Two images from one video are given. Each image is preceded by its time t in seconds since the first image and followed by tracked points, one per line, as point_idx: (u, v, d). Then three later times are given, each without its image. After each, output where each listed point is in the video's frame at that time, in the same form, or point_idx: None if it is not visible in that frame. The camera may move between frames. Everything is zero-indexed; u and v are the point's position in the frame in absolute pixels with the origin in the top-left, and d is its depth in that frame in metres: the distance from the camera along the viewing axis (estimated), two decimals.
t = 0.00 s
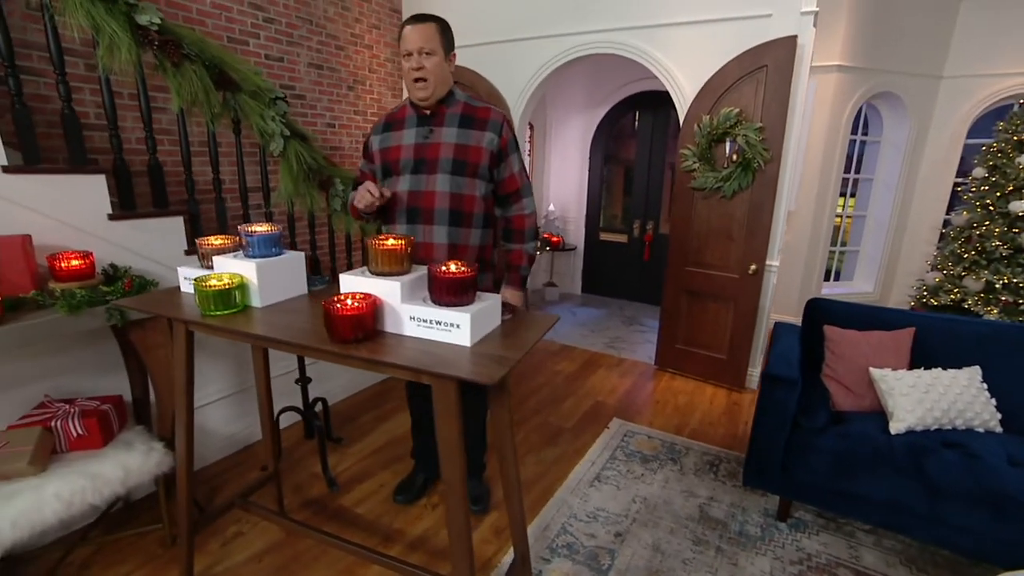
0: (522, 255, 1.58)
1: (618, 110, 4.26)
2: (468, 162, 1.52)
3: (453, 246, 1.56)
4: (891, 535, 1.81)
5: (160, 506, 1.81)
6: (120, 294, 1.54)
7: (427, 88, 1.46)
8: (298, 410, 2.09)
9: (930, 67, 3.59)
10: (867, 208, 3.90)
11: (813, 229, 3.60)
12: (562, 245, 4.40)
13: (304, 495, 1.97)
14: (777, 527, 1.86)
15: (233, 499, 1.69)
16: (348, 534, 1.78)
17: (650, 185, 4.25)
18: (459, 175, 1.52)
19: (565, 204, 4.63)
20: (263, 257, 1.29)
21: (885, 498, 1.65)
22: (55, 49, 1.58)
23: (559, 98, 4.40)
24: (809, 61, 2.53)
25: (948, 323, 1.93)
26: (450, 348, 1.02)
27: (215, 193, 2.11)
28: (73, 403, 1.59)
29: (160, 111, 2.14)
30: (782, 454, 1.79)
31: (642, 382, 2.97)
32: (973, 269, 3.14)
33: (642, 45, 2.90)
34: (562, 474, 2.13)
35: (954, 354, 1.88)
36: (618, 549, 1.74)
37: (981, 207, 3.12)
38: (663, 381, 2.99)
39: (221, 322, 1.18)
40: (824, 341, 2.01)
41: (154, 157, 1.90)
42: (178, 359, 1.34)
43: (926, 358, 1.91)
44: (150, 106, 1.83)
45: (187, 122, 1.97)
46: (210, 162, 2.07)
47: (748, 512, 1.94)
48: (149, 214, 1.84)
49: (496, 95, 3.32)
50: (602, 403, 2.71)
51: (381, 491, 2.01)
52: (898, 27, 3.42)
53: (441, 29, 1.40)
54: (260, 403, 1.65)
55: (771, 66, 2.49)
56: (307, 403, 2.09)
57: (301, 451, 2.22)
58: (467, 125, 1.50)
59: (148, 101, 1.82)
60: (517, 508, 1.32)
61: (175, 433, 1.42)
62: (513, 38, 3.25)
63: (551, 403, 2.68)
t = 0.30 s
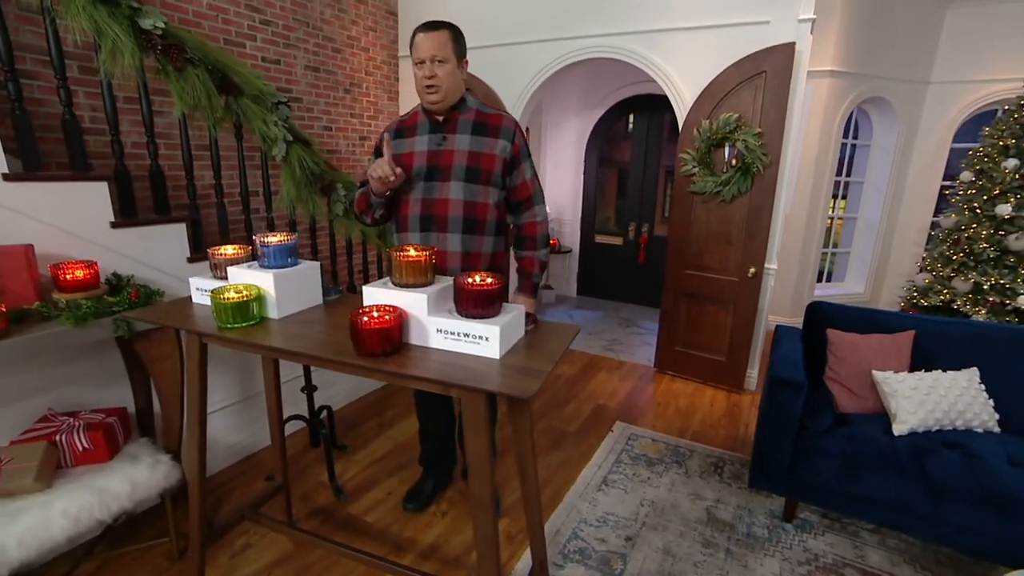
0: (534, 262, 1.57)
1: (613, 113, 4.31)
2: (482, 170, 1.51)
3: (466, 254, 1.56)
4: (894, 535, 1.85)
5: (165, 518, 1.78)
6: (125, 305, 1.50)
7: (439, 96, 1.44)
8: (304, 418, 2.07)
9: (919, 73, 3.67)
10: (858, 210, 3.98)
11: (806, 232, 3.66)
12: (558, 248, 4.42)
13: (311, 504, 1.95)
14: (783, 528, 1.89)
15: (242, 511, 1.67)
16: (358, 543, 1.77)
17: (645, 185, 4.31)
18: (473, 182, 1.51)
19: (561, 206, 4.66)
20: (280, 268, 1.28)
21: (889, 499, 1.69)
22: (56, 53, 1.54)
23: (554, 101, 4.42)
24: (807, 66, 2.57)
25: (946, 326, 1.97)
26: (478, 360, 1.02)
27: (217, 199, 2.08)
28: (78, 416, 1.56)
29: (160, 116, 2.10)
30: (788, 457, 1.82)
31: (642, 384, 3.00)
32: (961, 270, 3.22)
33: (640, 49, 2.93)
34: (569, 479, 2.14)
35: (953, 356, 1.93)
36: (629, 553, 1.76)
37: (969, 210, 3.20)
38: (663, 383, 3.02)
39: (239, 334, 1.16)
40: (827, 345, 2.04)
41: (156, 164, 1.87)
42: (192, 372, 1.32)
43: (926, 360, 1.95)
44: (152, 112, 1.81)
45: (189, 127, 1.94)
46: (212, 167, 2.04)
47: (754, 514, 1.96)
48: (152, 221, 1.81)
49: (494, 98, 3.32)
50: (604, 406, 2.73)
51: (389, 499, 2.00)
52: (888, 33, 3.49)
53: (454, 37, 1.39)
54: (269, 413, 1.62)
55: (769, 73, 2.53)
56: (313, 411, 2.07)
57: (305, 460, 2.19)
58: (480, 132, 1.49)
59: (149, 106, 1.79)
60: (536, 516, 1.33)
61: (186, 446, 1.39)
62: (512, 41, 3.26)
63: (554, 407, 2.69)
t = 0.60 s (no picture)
0: (549, 269, 1.56)
1: (609, 116, 4.34)
2: (498, 177, 1.49)
3: (482, 262, 1.55)
4: (899, 535, 1.88)
5: (172, 531, 1.74)
6: (133, 316, 1.46)
7: (456, 103, 1.44)
8: (310, 427, 2.05)
9: (909, 78, 3.74)
10: (850, 212, 4.04)
11: (801, 234, 3.72)
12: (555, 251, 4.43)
13: (320, 514, 1.93)
14: (792, 530, 1.91)
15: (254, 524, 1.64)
16: (370, 553, 1.75)
17: (641, 185, 4.37)
18: (489, 190, 1.50)
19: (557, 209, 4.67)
20: (297, 278, 1.25)
21: (897, 500, 1.72)
22: (59, 57, 1.50)
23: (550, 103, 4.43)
24: (806, 72, 2.60)
25: (947, 330, 2.02)
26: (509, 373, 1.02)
27: (219, 204, 2.04)
28: (83, 430, 1.52)
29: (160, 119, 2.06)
30: (797, 460, 1.85)
31: (643, 387, 3.02)
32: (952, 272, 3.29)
33: (640, 53, 2.95)
34: (578, 484, 2.15)
35: (953, 359, 1.97)
36: (642, 558, 1.77)
37: (959, 213, 3.27)
38: (664, 385, 3.05)
39: (258, 347, 1.14)
40: (832, 348, 2.06)
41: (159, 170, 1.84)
42: (207, 385, 1.29)
43: (927, 363, 1.99)
44: (155, 117, 1.77)
45: (192, 132, 1.90)
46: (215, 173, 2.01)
47: (763, 516, 1.99)
48: (154, 228, 1.77)
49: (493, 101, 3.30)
50: (607, 410, 2.74)
51: (398, 508, 1.98)
52: (879, 39, 3.56)
53: (470, 44, 1.39)
54: (280, 423, 1.60)
55: (769, 78, 2.56)
56: (320, 420, 2.05)
57: (311, 468, 2.16)
58: (496, 140, 1.48)
59: (153, 111, 1.75)
60: (558, 526, 1.33)
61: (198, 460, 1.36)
62: (511, 45, 3.26)
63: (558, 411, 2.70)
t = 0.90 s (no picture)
0: (564, 277, 1.59)
1: (606, 119, 4.43)
2: (516, 185, 1.50)
3: (500, 270, 1.54)
4: (905, 536, 1.91)
5: (181, 544, 1.71)
6: (144, 327, 1.43)
7: (473, 110, 1.43)
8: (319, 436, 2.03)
9: (901, 83, 3.80)
10: (845, 215, 4.10)
11: (797, 237, 3.77)
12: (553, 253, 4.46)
13: (330, 524, 1.91)
14: (801, 532, 1.93)
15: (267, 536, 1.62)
16: (383, 564, 1.74)
17: (639, 186, 4.45)
18: (507, 198, 1.50)
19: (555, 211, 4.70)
20: (316, 289, 1.23)
21: (906, 502, 1.74)
22: (65, 63, 1.47)
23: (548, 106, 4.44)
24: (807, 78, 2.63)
25: (950, 334, 2.05)
26: (540, 386, 1.02)
27: (224, 211, 2.01)
28: (92, 443, 1.49)
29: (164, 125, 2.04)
30: (806, 463, 1.87)
31: (646, 390, 3.05)
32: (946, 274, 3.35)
33: (642, 58, 2.96)
34: (587, 489, 2.15)
35: (957, 363, 2.00)
36: (656, 563, 1.78)
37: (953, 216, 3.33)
38: (666, 388, 3.08)
39: (280, 360, 1.12)
40: (838, 352, 2.09)
41: (165, 176, 1.81)
42: (224, 399, 1.26)
43: (931, 366, 2.03)
44: (161, 124, 1.75)
45: (198, 138, 1.88)
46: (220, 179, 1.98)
47: (771, 519, 2.00)
48: (160, 235, 1.73)
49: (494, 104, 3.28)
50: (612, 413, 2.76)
51: (409, 517, 1.97)
52: (873, 45, 3.62)
53: (488, 52, 1.38)
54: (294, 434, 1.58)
55: (771, 84, 2.59)
56: (329, 428, 2.03)
57: (318, 477, 2.14)
58: (513, 148, 1.49)
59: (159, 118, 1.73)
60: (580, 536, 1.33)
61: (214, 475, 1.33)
62: (512, 49, 3.26)
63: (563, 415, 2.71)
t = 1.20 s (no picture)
0: (580, 284, 1.61)
1: (605, 122, 4.46)
2: (533, 192, 1.51)
3: (517, 276, 1.55)
4: (912, 535, 1.94)
5: (194, 554, 1.70)
6: (159, 336, 1.40)
7: (492, 116, 1.44)
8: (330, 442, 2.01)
9: (896, 87, 3.86)
10: (842, 217, 4.15)
11: (795, 239, 3.81)
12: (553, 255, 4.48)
13: (342, 531, 1.90)
14: (810, 533, 1.95)
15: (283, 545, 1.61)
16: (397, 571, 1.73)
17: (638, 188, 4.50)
18: (525, 205, 1.51)
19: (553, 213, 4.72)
20: (338, 298, 1.21)
21: (914, 503, 1.77)
22: (76, 67, 1.45)
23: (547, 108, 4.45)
24: (809, 83, 2.66)
25: (953, 336, 2.09)
26: (571, 395, 1.02)
27: (232, 216, 1.99)
28: (104, 454, 1.47)
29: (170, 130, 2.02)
30: (815, 465, 1.89)
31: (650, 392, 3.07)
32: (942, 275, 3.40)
33: (644, 62, 2.98)
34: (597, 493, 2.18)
35: (961, 365, 2.04)
36: (669, 565, 1.79)
37: (949, 218, 3.38)
38: (669, 389, 3.11)
39: (305, 371, 1.10)
40: (844, 355, 2.12)
41: (173, 181, 1.79)
42: (245, 410, 1.25)
43: (936, 368, 2.06)
44: (170, 128, 1.73)
45: (206, 143, 1.86)
46: (228, 183, 1.96)
47: (780, 520, 2.03)
48: (169, 242, 1.71)
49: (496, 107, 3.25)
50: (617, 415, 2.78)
51: (421, 523, 1.96)
52: (870, 49, 3.66)
53: (508, 59, 1.39)
54: (309, 443, 1.57)
55: (774, 88, 2.61)
56: (340, 435, 2.01)
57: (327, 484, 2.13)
58: (531, 154, 1.49)
59: (169, 122, 1.70)
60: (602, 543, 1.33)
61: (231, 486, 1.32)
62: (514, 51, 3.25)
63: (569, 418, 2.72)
